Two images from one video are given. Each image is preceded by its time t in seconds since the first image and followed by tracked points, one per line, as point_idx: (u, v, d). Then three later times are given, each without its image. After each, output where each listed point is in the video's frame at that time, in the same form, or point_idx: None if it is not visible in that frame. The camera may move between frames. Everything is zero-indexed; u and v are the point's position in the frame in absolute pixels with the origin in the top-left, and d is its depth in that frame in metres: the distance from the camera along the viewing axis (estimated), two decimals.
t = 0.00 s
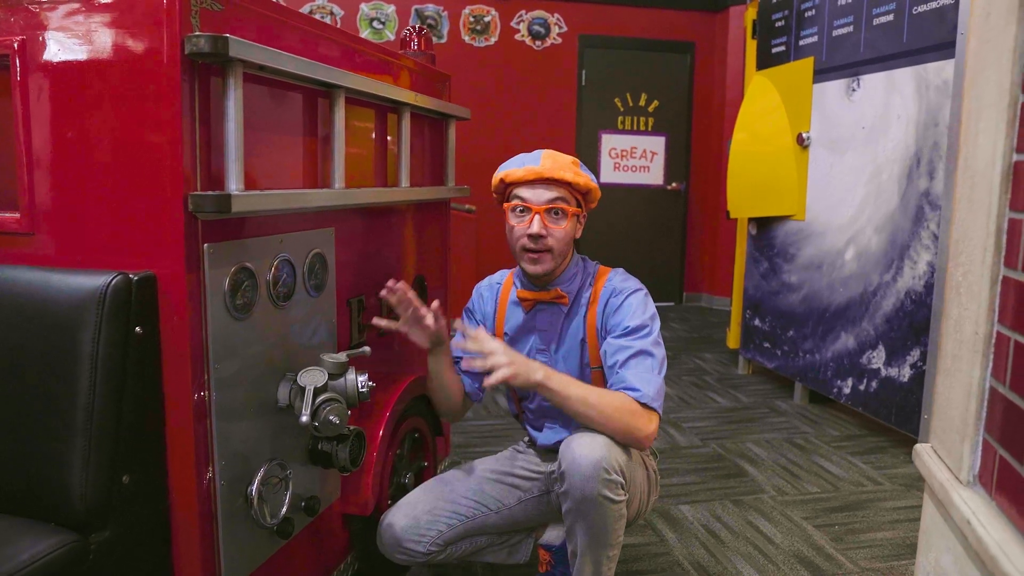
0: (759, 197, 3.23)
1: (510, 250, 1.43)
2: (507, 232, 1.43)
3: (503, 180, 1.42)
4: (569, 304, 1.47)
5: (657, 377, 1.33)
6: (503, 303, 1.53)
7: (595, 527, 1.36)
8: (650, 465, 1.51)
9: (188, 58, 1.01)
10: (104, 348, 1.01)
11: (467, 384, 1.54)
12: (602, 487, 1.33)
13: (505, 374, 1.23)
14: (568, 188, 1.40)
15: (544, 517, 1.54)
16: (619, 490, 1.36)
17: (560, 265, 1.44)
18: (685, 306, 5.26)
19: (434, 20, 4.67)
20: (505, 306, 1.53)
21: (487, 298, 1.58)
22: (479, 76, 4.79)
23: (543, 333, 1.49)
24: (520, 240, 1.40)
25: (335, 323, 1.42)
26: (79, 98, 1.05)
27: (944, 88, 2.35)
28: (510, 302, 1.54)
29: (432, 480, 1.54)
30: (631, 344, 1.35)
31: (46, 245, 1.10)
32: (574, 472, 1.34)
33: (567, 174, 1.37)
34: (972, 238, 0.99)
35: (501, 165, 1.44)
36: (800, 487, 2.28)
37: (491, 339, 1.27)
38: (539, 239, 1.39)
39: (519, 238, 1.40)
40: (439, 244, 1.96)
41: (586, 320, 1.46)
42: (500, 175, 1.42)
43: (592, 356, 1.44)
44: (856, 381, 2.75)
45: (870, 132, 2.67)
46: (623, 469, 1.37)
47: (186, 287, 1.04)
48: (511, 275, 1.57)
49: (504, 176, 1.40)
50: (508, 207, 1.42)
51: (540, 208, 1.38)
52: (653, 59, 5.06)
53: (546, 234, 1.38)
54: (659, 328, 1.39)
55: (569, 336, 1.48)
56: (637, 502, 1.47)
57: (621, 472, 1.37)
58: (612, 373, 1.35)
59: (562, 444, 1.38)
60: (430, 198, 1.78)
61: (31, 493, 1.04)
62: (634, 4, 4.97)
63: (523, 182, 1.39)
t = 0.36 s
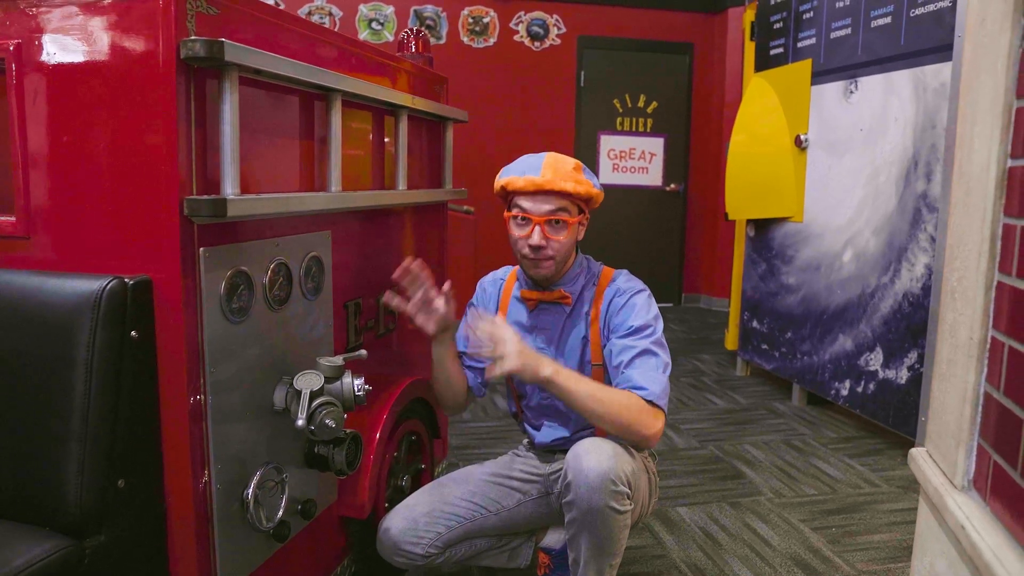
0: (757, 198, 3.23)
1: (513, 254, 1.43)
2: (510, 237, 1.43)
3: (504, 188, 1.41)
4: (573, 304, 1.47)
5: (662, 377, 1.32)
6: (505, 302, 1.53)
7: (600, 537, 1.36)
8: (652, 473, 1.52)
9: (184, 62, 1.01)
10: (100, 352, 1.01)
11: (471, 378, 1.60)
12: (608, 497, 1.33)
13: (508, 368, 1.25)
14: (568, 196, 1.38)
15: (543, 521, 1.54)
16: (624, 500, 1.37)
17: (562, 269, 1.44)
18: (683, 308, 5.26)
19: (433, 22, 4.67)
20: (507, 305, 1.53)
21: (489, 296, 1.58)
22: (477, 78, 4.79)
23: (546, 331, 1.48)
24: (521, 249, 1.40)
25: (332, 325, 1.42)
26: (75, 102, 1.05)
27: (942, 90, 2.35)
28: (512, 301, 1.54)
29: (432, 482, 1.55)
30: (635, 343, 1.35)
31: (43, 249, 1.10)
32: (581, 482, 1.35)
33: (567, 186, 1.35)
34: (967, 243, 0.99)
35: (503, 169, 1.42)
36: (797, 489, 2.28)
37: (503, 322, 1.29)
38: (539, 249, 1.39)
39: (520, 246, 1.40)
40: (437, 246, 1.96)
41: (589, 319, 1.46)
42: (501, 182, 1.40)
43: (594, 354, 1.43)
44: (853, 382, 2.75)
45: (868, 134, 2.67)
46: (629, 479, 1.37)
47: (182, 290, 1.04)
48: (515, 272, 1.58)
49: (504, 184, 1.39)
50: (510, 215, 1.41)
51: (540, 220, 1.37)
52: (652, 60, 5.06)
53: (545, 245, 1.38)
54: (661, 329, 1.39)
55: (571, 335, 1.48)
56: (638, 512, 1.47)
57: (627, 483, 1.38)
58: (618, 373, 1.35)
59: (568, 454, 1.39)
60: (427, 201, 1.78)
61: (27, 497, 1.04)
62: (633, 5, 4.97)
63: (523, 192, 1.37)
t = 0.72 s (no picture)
0: (758, 198, 3.23)
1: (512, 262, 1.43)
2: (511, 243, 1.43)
3: (507, 194, 1.40)
4: (572, 308, 1.46)
5: (660, 382, 1.33)
6: (506, 306, 1.52)
7: (595, 533, 1.36)
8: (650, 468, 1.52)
9: (184, 60, 1.01)
10: (99, 350, 1.01)
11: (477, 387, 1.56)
12: (602, 493, 1.33)
13: (501, 420, 1.22)
14: (570, 209, 1.37)
15: (544, 516, 1.53)
16: (620, 497, 1.36)
17: (561, 277, 1.44)
18: (683, 307, 5.26)
19: (433, 21, 4.63)
20: (507, 310, 1.52)
21: (489, 299, 1.56)
22: (477, 77, 4.77)
23: (546, 334, 1.48)
24: (521, 257, 1.40)
25: (332, 324, 1.42)
26: (74, 100, 1.05)
27: (943, 90, 2.35)
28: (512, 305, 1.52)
29: (434, 474, 1.54)
30: (634, 348, 1.35)
31: (42, 247, 1.10)
32: (575, 478, 1.34)
33: (571, 200, 1.34)
34: (968, 242, 0.99)
35: (507, 174, 1.41)
36: (798, 488, 2.28)
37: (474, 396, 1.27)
38: (540, 258, 1.39)
39: (521, 255, 1.40)
40: (437, 245, 1.96)
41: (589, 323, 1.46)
42: (504, 187, 1.39)
43: (593, 357, 1.44)
44: (853, 382, 2.75)
45: (868, 134, 2.67)
46: (624, 475, 1.37)
47: (182, 288, 1.04)
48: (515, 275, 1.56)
49: (508, 191, 1.38)
50: (512, 222, 1.40)
51: (543, 230, 1.37)
52: (652, 60, 5.06)
53: (546, 255, 1.38)
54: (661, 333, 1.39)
55: (570, 339, 1.48)
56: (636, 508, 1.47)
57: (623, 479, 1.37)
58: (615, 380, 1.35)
59: (563, 450, 1.38)
60: (427, 200, 1.78)
61: (27, 496, 1.04)
62: (633, 5, 4.96)
63: (527, 201, 1.36)
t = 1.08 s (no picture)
0: (759, 196, 3.22)
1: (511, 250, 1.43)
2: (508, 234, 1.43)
3: (497, 186, 1.41)
4: (573, 297, 1.46)
5: (668, 383, 1.34)
6: (506, 298, 1.52)
7: (591, 538, 1.36)
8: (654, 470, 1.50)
9: (184, 54, 1.01)
10: (100, 345, 1.01)
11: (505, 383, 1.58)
12: (596, 498, 1.33)
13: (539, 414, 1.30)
14: (561, 189, 1.38)
15: (544, 516, 1.52)
16: (616, 501, 1.36)
17: (560, 261, 1.43)
18: (684, 306, 5.26)
19: (433, 20, 4.63)
20: (507, 302, 1.52)
21: (490, 293, 1.57)
22: (478, 76, 4.77)
23: (547, 327, 1.48)
24: (517, 242, 1.41)
25: (333, 321, 1.41)
26: (74, 95, 1.05)
27: (944, 87, 2.35)
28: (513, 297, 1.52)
29: (436, 471, 1.55)
30: (642, 350, 1.34)
31: (43, 243, 1.09)
32: (568, 483, 1.34)
33: (561, 177, 1.35)
34: (972, 235, 0.99)
35: (495, 169, 1.42)
36: (799, 486, 2.27)
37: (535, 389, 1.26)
38: (536, 241, 1.39)
39: (518, 239, 1.40)
40: (438, 243, 1.96)
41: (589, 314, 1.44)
42: (494, 180, 1.40)
43: (596, 347, 1.43)
44: (855, 380, 2.75)
45: (869, 132, 2.66)
46: (620, 479, 1.37)
47: (183, 283, 1.04)
48: (514, 269, 1.56)
49: (498, 182, 1.40)
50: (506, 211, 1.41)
51: (535, 213, 1.37)
52: (652, 59, 5.05)
53: (542, 236, 1.38)
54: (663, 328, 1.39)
55: (571, 330, 1.46)
56: (638, 511, 1.46)
57: (619, 483, 1.37)
58: (625, 381, 1.36)
59: (558, 456, 1.39)
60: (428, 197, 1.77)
61: (27, 492, 1.04)
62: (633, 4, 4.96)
63: (518, 188, 1.38)
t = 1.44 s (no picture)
0: (760, 195, 3.21)
1: (510, 243, 1.42)
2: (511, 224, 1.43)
3: (515, 175, 1.40)
4: (571, 300, 1.45)
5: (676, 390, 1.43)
6: (502, 299, 1.50)
7: (584, 534, 1.35)
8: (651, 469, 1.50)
9: (185, 52, 1.00)
10: (100, 344, 1.01)
11: (497, 384, 1.56)
12: (587, 494, 1.33)
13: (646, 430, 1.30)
14: (574, 196, 1.37)
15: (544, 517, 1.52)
16: (607, 497, 1.36)
17: (560, 266, 1.43)
18: (684, 306, 5.25)
19: (433, 20, 4.63)
20: (504, 304, 1.50)
21: (484, 294, 1.55)
22: (478, 76, 4.76)
23: (547, 327, 1.46)
24: (519, 234, 1.40)
25: (333, 321, 1.40)
26: (74, 93, 1.04)
27: (946, 86, 2.34)
28: (509, 299, 1.51)
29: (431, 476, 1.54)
30: (660, 362, 1.40)
31: (42, 242, 1.09)
32: (558, 480, 1.34)
33: (578, 186, 1.34)
34: (977, 235, 0.98)
35: (517, 157, 1.41)
36: (801, 486, 2.27)
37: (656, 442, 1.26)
38: (538, 239, 1.38)
39: (520, 234, 1.39)
40: (439, 242, 1.95)
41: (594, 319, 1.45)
42: (513, 167, 1.39)
43: (599, 350, 1.42)
44: (857, 380, 2.74)
45: (871, 131, 2.66)
46: (611, 475, 1.36)
47: (183, 282, 1.03)
48: (510, 268, 1.55)
49: (516, 170, 1.39)
50: (515, 202, 1.40)
51: (545, 212, 1.37)
52: (653, 59, 5.05)
53: (544, 237, 1.37)
54: (666, 335, 1.45)
55: (574, 334, 1.45)
56: (633, 508, 1.46)
57: (609, 479, 1.37)
58: (642, 389, 1.41)
59: (547, 454, 1.38)
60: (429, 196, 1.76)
61: (27, 492, 1.03)
62: (634, 4, 4.96)
63: (535, 182, 1.37)
